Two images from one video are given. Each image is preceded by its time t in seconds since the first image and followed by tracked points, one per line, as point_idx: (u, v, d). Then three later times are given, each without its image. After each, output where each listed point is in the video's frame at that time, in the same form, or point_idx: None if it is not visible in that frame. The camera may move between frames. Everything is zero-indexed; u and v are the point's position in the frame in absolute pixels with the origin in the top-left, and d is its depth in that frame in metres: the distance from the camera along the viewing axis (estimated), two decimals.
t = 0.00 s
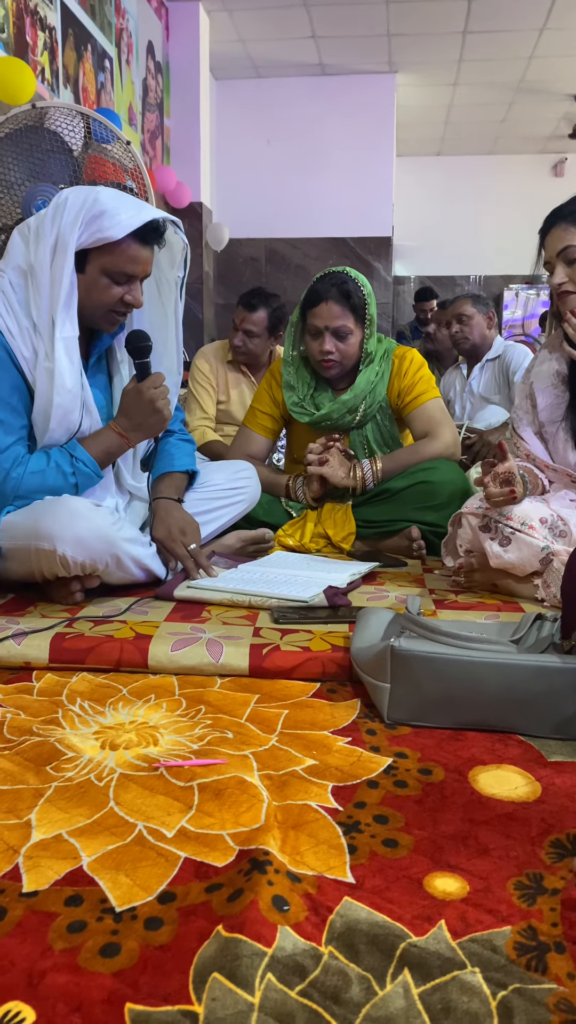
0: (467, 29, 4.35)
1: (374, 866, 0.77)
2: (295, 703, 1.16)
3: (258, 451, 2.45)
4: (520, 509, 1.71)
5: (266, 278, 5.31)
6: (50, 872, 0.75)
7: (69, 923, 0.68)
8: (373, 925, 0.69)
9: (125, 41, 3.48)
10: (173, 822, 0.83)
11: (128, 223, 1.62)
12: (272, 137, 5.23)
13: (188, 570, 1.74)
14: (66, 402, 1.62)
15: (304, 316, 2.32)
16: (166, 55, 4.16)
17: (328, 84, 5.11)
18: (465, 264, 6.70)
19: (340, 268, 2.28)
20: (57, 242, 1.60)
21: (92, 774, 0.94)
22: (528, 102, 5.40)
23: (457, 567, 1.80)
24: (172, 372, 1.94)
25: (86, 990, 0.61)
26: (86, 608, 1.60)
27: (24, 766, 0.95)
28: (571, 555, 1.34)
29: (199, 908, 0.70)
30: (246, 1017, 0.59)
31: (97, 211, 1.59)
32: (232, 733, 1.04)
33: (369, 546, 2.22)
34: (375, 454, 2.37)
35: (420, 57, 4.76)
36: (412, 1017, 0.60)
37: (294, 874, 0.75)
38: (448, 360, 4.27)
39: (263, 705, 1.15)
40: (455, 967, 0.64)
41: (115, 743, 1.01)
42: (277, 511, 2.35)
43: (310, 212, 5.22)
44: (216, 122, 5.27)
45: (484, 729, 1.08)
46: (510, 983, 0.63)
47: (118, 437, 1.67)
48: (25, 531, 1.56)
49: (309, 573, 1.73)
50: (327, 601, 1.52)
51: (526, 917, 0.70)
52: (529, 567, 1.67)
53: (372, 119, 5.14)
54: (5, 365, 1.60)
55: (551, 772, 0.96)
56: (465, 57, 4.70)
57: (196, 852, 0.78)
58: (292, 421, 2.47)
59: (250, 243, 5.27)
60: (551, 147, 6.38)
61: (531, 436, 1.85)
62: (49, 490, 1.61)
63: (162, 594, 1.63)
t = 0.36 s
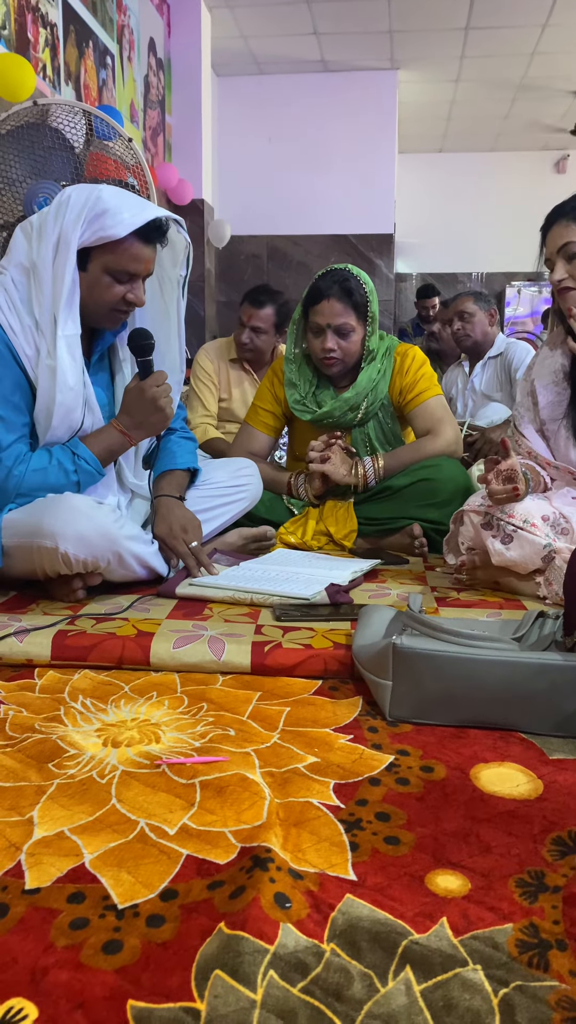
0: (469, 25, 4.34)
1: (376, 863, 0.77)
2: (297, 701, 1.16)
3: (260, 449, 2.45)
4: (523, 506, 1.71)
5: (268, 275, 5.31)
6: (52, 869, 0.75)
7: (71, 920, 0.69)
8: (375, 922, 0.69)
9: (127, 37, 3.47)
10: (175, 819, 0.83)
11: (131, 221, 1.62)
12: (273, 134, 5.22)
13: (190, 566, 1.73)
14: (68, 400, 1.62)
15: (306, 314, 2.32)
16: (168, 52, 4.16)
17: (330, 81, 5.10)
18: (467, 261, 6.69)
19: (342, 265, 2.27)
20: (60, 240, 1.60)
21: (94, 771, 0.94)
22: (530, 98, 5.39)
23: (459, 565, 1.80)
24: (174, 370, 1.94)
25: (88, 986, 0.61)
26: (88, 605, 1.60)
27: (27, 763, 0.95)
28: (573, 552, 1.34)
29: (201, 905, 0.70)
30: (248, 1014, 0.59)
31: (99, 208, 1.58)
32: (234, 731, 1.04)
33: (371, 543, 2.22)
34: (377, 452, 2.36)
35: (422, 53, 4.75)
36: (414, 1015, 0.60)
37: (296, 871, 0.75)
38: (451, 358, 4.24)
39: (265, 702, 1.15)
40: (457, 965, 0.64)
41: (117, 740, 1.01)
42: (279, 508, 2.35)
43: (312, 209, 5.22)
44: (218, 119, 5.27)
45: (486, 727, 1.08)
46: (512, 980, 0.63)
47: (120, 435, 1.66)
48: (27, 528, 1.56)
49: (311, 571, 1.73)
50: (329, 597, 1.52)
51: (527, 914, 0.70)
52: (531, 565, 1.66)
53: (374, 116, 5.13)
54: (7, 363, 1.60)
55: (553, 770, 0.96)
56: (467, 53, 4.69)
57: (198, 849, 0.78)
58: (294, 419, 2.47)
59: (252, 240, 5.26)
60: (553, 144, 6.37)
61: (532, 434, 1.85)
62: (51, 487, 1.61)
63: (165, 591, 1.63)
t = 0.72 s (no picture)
0: (471, 21, 4.32)
1: (377, 861, 0.77)
2: (298, 698, 1.16)
3: (262, 446, 2.45)
4: (524, 503, 1.70)
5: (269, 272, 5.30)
6: (53, 867, 0.75)
7: (72, 918, 0.68)
8: (376, 920, 0.69)
9: (128, 34, 3.47)
10: (176, 818, 0.83)
11: (129, 218, 1.61)
12: (275, 131, 5.21)
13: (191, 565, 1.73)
14: (68, 397, 1.62)
15: (308, 311, 2.31)
16: (169, 48, 4.14)
17: (331, 78, 5.09)
18: (469, 259, 6.68)
19: (344, 262, 2.27)
20: (58, 237, 1.60)
21: (95, 769, 0.94)
22: (532, 95, 5.37)
23: (460, 563, 1.81)
24: (174, 368, 1.94)
25: (89, 983, 0.61)
26: (89, 603, 1.60)
27: (28, 761, 0.95)
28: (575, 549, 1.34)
29: (202, 903, 0.70)
30: (249, 1012, 0.59)
31: (97, 206, 1.58)
32: (235, 728, 1.04)
33: (372, 541, 2.22)
34: (379, 450, 2.36)
35: (423, 50, 4.74)
36: (415, 1012, 0.60)
37: (298, 869, 0.75)
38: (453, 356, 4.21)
39: (266, 700, 1.14)
40: (458, 962, 0.64)
41: (118, 738, 1.01)
42: (280, 506, 2.34)
43: (313, 207, 5.21)
44: (219, 116, 5.26)
45: (487, 724, 1.08)
46: (513, 977, 0.63)
47: (120, 432, 1.66)
48: (28, 526, 1.56)
49: (312, 568, 1.73)
50: (330, 595, 1.52)
51: (529, 911, 0.70)
52: (533, 563, 1.66)
53: (376, 113, 5.12)
54: (7, 360, 1.60)
55: (554, 767, 0.96)
56: (468, 50, 4.68)
57: (199, 847, 0.78)
58: (296, 416, 2.47)
59: (253, 238, 5.26)
60: (555, 141, 6.35)
61: (534, 431, 1.85)
62: (52, 484, 1.61)
63: (165, 588, 1.63)
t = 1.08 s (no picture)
0: (472, 18, 4.32)
1: (378, 858, 0.77)
2: (298, 696, 1.16)
3: (262, 444, 2.45)
4: (525, 502, 1.70)
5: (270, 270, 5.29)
6: (54, 863, 0.75)
7: (74, 915, 0.69)
8: (376, 917, 0.69)
9: (129, 31, 3.46)
10: (176, 815, 0.83)
11: (121, 213, 1.60)
12: (275, 128, 5.20)
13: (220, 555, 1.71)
14: (67, 395, 1.61)
15: (308, 309, 2.31)
16: (169, 45, 4.13)
17: (331, 75, 5.08)
18: (469, 256, 6.67)
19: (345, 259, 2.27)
20: (53, 234, 1.59)
21: (96, 766, 0.94)
22: (533, 92, 5.36)
23: (460, 561, 1.80)
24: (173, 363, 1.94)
25: (90, 980, 0.62)
26: (89, 601, 1.60)
27: (29, 758, 0.95)
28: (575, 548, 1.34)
29: (203, 900, 0.70)
30: (249, 1010, 0.59)
31: (90, 202, 1.57)
32: (235, 726, 1.04)
33: (373, 539, 2.22)
34: (379, 448, 2.36)
35: (424, 47, 4.73)
36: (416, 1009, 0.60)
37: (298, 867, 0.75)
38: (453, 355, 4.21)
39: (267, 698, 1.14)
40: (459, 960, 0.64)
41: (119, 735, 1.02)
42: (281, 504, 2.34)
43: (314, 204, 5.20)
44: (220, 113, 5.25)
45: (487, 722, 1.08)
46: (513, 975, 0.63)
47: (120, 429, 1.66)
48: (29, 524, 1.56)
49: (313, 566, 1.73)
50: (331, 594, 1.52)
51: (529, 909, 0.70)
52: (533, 561, 1.66)
53: (376, 110, 5.10)
54: (5, 357, 1.60)
55: (555, 765, 0.96)
56: (469, 47, 4.67)
57: (200, 844, 0.78)
58: (296, 414, 2.47)
59: (253, 236, 5.25)
60: (556, 139, 6.33)
61: (535, 430, 1.85)
62: (52, 482, 1.61)
63: (166, 586, 1.63)
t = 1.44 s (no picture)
0: (473, 16, 4.31)
1: (379, 856, 0.77)
2: (299, 694, 1.16)
3: (262, 443, 2.45)
4: (526, 501, 1.70)
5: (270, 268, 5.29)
6: (55, 861, 0.75)
7: (75, 912, 0.69)
8: (377, 915, 0.69)
9: (129, 29, 3.45)
10: (177, 813, 0.83)
11: (115, 210, 1.59)
12: (276, 126, 5.20)
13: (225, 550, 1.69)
14: (65, 393, 1.61)
15: (308, 307, 2.31)
16: (169, 43, 4.12)
17: (332, 72, 5.07)
18: (469, 255, 6.67)
19: (345, 258, 2.27)
20: (47, 233, 1.59)
21: (97, 764, 0.94)
22: (533, 90, 5.36)
23: (461, 559, 1.80)
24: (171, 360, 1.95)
25: (92, 978, 0.62)
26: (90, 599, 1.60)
27: (30, 756, 0.96)
28: None
29: (204, 898, 0.70)
30: (250, 1007, 0.59)
31: (83, 199, 1.57)
32: (236, 724, 1.05)
33: (373, 537, 2.22)
34: (380, 446, 2.36)
35: (425, 45, 4.73)
36: (416, 1006, 0.60)
37: (299, 864, 0.75)
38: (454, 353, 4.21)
39: (267, 696, 1.15)
40: (459, 957, 0.64)
41: (120, 733, 1.02)
42: (281, 502, 2.34)
43: (314, 202, 5.20)
44: (220, 111, 5.25)
45: (488, 720, 1.08)
46: (514, 972, 0.63)
47: (119, 426, 1.66)
48: (29, 523, 1.56)
49: (314, 564, 1.74)
50: (331, 592, 1.52)
51: (530, 907, 0.70)
52: (533, 559, 1.66)
53: (377, 108, 5.10)
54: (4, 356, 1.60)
55: (555, 764, 0.96)
56: (470, 45, 4.66)
57: (201, 842, 0.79)
58: (296, 412, 2.47)
59: (254, 234, 5.25)
60: (556, 136, 6.33)
61: (535, 428, 1.85)
62: (51, 481, 1.61)
63: (167, 585, 1.64)
